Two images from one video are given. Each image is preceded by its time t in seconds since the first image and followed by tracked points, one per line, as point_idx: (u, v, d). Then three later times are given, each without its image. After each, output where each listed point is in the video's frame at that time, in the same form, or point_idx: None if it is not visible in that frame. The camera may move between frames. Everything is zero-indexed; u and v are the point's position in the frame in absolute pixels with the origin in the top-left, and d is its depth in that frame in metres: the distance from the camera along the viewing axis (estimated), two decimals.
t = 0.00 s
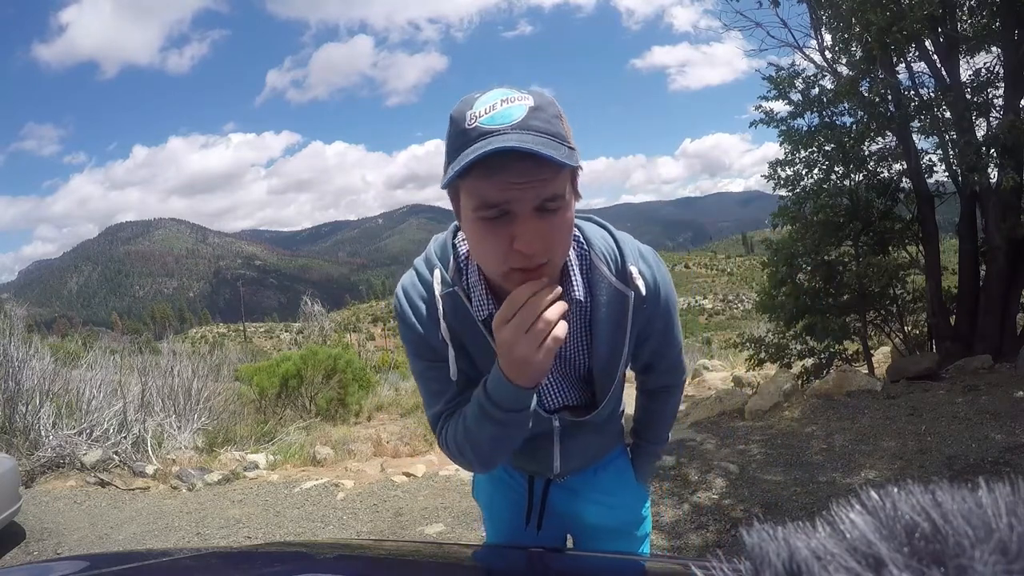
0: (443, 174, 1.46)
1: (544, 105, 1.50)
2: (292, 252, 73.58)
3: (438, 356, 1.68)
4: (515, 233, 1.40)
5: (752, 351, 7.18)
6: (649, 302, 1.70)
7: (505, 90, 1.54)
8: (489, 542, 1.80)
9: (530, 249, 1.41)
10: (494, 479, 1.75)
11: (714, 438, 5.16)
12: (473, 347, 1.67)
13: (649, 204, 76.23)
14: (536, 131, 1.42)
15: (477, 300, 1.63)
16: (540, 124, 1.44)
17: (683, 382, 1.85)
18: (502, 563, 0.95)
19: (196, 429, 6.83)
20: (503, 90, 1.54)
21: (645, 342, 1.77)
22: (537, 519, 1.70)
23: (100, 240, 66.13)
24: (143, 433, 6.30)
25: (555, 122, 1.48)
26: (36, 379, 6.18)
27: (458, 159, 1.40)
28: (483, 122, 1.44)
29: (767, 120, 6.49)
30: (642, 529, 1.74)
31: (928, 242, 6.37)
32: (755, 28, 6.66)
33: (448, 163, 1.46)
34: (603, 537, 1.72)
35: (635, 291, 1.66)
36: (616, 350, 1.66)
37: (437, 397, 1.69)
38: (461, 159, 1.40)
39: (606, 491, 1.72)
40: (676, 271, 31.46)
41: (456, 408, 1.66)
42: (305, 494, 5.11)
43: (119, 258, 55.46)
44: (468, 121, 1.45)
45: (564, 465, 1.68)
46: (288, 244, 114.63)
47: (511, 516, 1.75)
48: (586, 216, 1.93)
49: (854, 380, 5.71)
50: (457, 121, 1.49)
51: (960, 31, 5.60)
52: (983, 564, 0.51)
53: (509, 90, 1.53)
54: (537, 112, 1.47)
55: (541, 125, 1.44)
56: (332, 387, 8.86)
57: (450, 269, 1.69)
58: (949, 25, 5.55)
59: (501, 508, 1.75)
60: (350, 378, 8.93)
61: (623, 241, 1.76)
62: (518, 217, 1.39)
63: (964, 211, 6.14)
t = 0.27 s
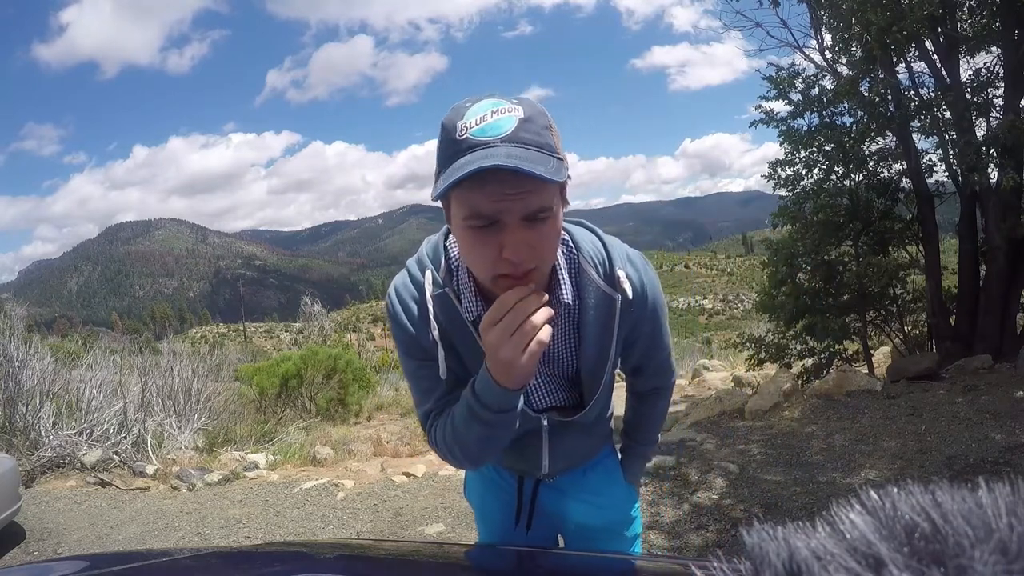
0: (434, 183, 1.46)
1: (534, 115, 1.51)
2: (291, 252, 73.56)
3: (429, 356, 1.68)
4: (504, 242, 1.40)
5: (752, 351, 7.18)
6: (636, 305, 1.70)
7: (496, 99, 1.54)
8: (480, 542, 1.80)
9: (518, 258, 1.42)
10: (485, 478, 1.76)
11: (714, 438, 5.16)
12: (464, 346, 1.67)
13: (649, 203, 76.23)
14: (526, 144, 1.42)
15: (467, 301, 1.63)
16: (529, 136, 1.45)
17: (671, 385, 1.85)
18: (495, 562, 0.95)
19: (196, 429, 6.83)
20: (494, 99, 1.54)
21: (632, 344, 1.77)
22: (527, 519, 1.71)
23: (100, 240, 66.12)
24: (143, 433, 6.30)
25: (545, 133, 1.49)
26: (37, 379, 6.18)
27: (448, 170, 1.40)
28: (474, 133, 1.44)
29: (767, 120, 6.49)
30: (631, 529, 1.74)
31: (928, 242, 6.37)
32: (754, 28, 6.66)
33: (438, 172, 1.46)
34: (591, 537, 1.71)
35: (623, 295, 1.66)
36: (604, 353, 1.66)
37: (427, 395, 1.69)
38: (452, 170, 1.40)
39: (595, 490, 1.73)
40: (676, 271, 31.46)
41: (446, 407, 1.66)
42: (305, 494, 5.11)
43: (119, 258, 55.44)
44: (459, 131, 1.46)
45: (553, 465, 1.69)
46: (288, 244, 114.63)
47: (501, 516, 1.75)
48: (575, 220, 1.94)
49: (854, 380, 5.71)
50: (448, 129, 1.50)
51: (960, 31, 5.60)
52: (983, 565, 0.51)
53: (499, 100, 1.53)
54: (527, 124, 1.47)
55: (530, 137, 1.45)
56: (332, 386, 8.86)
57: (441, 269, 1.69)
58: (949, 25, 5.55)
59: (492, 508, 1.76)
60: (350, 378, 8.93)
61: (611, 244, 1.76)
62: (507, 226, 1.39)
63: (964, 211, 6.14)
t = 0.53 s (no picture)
0: (427, 187, 1.47)
1: (525, 118, 1.51)
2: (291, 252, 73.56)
3: (427, 355, 1.68)
4: (497, 244, 1.40)
5: (752, 351, 7.18)
6: (632, 305, 1.70)
7: (486, 103, 1.54)
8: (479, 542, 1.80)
9: (512, 259, 1.41)
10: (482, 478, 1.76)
11: (714, 438, 5.16)
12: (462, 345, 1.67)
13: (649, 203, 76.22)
14: (518, 148, 1.42)
15: (464, 301, 1.63)
16: (520, 139, 1.45)
17: (669, 386, 1.85)
18: (494, 563, 0.95)
19: (196, 429, 6.83)
20: (484, 102, 1.54)
21: (629, 344, 1.77)
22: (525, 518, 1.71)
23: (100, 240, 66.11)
24: (143, 433, 6.30)
25: (536, 136, 1.49)
26: (37, 379, 6.18)
27: (440, 174, 1.40)
28: (466, 138, 1.45)
29: (767, 120, 6.49)
30: (630, 529, 1.74)
31: (928, 242, 6.37)
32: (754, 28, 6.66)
33: (432, 176, 1.47)
34: (591, 537, 1.71)
35: (619, 295, 1.66)
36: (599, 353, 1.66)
37: (425, 392, 1.69)
38: (444, 174, 1.40)
39: (593, 490, 1.73)
40: (676, 271, 31.45)
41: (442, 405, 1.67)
42: (305, 494, 5.11)
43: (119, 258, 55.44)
44: (452, 136, 1.46)
45: (550, 465, 1.69)
46: (288, 244, 114.63)
47: (499, 514, 1.76)
48: (572, 221, 1.94)
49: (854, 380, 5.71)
50: (442, 133, 1.50)
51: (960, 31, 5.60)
52: (983, 564, 0.51)
53: (490, 103, 1.53)
54: (518, 127, 1.47)
55: (521, 141, 1.45)
56: (332, 386, 8.86)
57: (439, 269, 1.69)
58: (949, 25, 5.55)
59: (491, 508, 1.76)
60: (350, 378, 8.92)
61: (608, 245, 1.76)
62: (499, 229, 1.39)
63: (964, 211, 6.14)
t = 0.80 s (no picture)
0: (427, 181, 1.48)
1: (517, 108, 1.50)
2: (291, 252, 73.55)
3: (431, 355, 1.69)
4: (497, 231, 1.40)
5: (752, 351, 7.18)
6: (636, 302, 1.70)
7: (480, 98, 1.54)
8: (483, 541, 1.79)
9: (513, 246, 1.41)
10: (486, 477, 1.77)
11: (714, 438, 5.16)
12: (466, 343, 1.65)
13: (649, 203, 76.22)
14: (512, 135, 1.42)
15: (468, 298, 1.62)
16: (513, 128, 1.44)
17: (673, 383, 1.85)
18: (496, 563, 0.95)
19: (196, 429, 6.83)
20: (478, 98, 1.54)
21: (633, 341, 1.77)
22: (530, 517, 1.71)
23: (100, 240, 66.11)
24: (143, 433, 6.30)
25: (530, 124, 1.48)
26: (37, 379, 6.19)
27: (437, 165, 1.42)
28: (460, 129, 1.45)
29: (767, 120, 6.49)
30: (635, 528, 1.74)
31: (928, 242, 6.37)
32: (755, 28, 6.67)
33: (431, 170, 1.48)
34: (595, 536, 1.71)
35: (623, 291, 1.66)
36: (604, 349, 1.66)
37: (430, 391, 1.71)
38: (441, 165, 1.42)
39: (597, 488, 1.73)
40: (676, 271, 31.44)
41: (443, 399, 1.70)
42: (305, 494, 5.11)
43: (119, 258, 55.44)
44: (446, 129, 1.47)
45: (555, 463, 1.69)
46: (288, 244, 114.63)
47: (504, 513, 1.76)
48: (575, 219, 1.94)
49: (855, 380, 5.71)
50: (438, 130, 1.50)
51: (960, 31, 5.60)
52: (983, 564, 0.51)
53: (483, 98, 1.53)
54: (511, 117, 1.47)
55: (514, 129, 1.44)
56: (332, 387, 8.86)
57: (444, 269, 1.69)
58: (949, 24, 5.55)
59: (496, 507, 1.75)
60: (350, 378, 8.92)
61: (612, 243, 1.76)
62: (498, 215, 1.39)
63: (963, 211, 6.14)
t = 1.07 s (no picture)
0: (434, 177, 1.49)
1: (523, 104, 1.50)
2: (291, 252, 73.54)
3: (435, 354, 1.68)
4: (503, 227, 1.40)
5: (752, 351, 7.18)
6: (643, 299, 1.71)
7: (486, 93, 1.53)
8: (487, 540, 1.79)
9: (519, 241, 1.42)
10: (491, 478, 1.75)
11: (714, 438, 5.16)
12: (472, 341, 1.65)
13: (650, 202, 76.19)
14: (518, 130, 1.43)
15: (475, 296, 1.64)
16: (519, 122, 1.44)
17: (678, 380, 1.86)
18: (500, 563, 0.95)
19: (196, 429, 6.83)
20: (484, 93, 1.54)
21: (639, 338, 1.77)
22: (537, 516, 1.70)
23: (101, 240, 66.09)
24: (143, 433, 6.30)
25: (535, 120, 1.48)
26: (37, 379, 6.19)
27: (443, 161, 1.43)
28: (467, 125, 1.44)
29: (767, 120, 6.49)
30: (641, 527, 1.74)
31: (928, 242, 6.37)
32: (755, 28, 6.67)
33: (437, 166, 1.49)
34: (601, 535, 1.71)
35: (630, 288, 1.67)
36: (612, 345, 1.66)
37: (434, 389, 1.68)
38: (446, 161, 1.42)
39: (603, 486, 1.73)
40: (676, 271, 31.44)
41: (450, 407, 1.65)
42: (305, 494, 5.11)
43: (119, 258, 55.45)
44: (453, 125, 1.46)
45: (562, 462, 1.69)
46: (288, 244, 114.60)
47: (511, 513, 1.76)
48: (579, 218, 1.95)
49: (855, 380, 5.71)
50: (444, 126, 1.51)
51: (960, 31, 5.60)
52: (983, 564, 0.51)
53: (489, 93, 1.53)
54: (517, 112, 1.47)
55: (521, 124, 1.44)
56: (332, 387, 8.86)
57: (451, 267, 1.70)
58: (949, 25, 5.55)
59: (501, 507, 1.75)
60: (350, 378, 8.92)
61: (618, 240, 1.77)
62: (504, 210, 1.40)
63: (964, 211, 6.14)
